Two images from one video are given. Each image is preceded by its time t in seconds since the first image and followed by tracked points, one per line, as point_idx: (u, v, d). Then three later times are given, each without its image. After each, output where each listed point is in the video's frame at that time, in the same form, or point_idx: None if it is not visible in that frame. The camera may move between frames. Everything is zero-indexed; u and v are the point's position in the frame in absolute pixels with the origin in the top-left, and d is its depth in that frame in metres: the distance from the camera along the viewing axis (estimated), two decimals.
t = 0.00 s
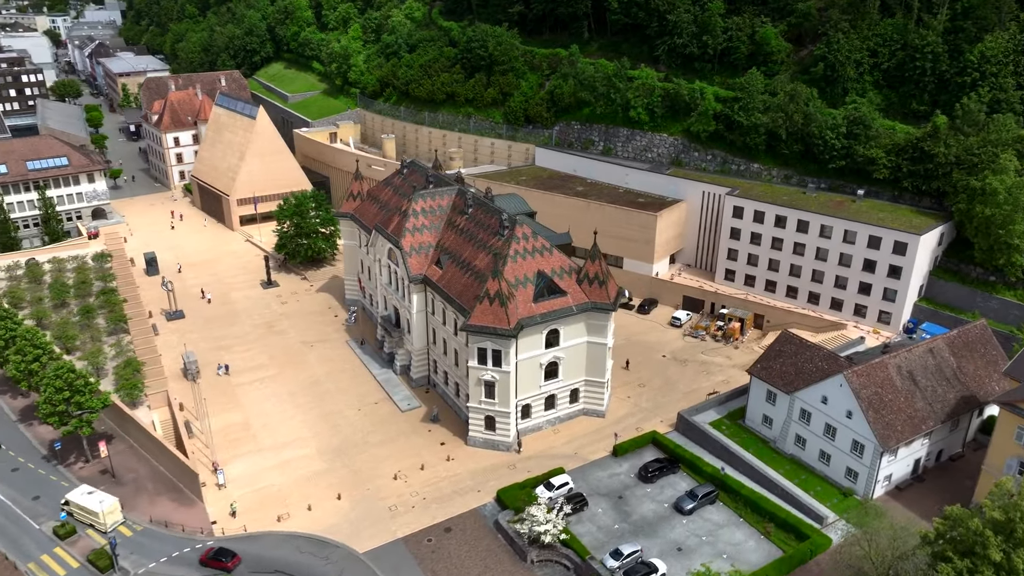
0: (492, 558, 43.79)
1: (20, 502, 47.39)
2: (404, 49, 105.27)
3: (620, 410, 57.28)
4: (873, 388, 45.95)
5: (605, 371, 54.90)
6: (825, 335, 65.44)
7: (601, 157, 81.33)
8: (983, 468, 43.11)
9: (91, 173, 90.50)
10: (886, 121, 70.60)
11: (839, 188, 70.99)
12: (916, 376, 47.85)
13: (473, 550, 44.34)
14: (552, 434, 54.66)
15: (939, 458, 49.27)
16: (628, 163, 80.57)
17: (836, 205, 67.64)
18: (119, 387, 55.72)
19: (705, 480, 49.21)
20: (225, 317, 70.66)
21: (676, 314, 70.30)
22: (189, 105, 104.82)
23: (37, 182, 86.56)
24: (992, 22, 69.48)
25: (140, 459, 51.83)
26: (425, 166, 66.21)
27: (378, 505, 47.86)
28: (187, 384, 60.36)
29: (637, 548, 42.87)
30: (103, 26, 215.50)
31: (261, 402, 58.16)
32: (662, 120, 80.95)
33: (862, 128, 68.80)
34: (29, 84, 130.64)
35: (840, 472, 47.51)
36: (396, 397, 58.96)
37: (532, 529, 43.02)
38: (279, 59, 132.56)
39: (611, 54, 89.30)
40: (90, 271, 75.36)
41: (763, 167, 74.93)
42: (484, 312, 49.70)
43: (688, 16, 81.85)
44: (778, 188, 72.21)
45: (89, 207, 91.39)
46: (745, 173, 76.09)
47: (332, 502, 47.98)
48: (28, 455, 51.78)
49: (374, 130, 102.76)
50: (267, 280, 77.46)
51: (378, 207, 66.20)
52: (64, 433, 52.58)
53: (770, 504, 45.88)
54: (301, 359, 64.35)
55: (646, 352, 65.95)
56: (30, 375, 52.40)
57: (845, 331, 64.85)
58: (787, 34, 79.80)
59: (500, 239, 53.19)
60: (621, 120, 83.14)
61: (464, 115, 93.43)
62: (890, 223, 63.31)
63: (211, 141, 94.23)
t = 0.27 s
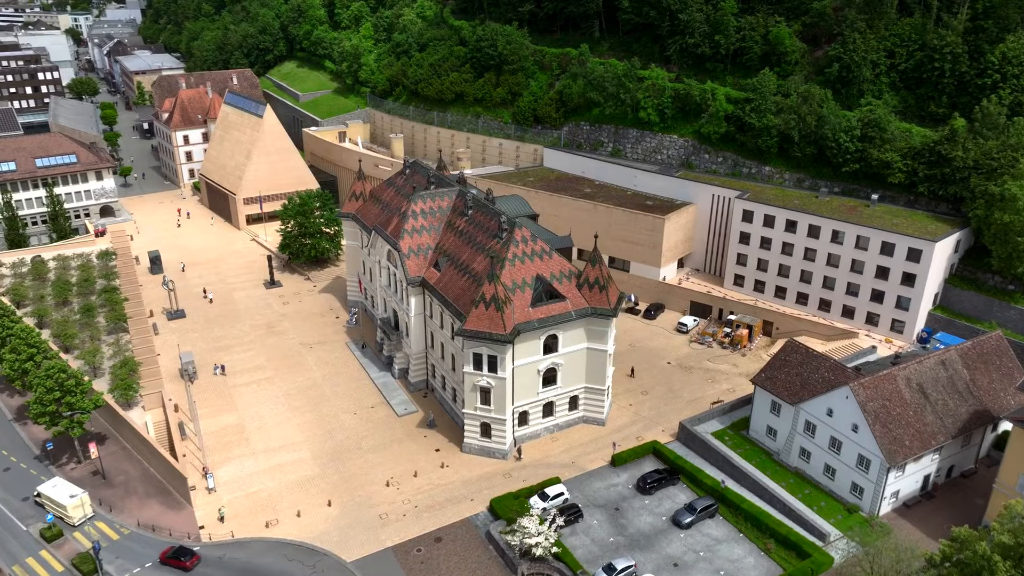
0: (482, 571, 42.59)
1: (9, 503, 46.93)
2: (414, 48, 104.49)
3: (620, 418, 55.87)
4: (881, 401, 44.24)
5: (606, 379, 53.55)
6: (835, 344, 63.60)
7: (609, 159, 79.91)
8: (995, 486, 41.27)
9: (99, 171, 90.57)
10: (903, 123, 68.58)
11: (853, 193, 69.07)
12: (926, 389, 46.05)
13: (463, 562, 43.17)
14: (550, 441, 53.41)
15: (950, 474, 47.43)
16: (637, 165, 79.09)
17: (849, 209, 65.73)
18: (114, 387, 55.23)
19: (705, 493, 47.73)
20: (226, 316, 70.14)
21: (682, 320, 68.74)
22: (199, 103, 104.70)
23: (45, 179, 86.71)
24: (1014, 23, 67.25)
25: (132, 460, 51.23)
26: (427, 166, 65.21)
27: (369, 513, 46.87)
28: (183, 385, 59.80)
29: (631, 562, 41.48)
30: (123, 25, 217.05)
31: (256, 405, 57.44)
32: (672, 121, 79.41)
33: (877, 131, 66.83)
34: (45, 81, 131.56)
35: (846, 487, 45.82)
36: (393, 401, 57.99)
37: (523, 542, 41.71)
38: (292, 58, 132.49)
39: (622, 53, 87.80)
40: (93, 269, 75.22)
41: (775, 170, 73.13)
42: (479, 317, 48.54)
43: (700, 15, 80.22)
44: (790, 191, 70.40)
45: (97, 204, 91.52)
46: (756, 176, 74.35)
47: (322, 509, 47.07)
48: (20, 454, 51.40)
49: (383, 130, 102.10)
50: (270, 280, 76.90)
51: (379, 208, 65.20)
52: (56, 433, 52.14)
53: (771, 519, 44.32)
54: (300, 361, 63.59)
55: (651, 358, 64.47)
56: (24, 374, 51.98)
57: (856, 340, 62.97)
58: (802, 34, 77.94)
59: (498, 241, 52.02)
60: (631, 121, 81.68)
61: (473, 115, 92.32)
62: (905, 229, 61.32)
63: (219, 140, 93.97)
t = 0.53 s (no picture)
0: None
1: None
2: (418, 48, 103.51)
3: (615, 427, 54.54)
4: (881, 414, 42.70)
5: (600, 387, 52.25)
6: (839, 352, 61.96)
7: (612, 161, 78.55)
8: (999, 505, 39.67)
9: (100, 170, 90.30)
10: (911, 126, 66.80)
11: (859, 196, 67.37)
12: (929, 401, 44.44)
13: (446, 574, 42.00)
14: (542, 450, 52.14)
15: (954, 490, 45.79)
16: (639, 167, 77.68)
17: (854, 214, 64.06)
18: (101, 390, 54.54)
19: (699, 506, 46.35)
20: (220, 318, 69.44)
21: (683, 326, 67.29)
22: (202, 102, 104.21)
23: (45, 178, 86.47)
24: None
25: (117, 465, 50.48)
26: (423, 168, 64.18)
27: (353, 522, 45.81)
28: (173, 388, 59.07)
29: None
30: (135, 24, 217.88)
31: (245, 409, 56.59)
32: (676, 123, 77.92)
33: (884, 134, 65.08)
34: (52, 80, 131.93)
35: (844, 502, 44.30)
36: (384, 407, 56.96)
37: (508, 555, 40.42)
38: (298, 57, 132.09)
39: (627, 53, 86.32)
40: (89, 269, 74.83)
41: (780, 173, 71.56)
42: (469, 322, 47.38)
43: (706, 15, 78.72)
44: (794, 195, 68.76)
45: (98, 204, 91.30)
46: (761, 179, 72.76)
47: (306, 517, 46.09)
48: (5, 458, 50.84)
49: (385, 130, 101.23)
50: (267, 281, 76.15)
51: (374, 209, 64.14)
52: (41, 437, 51.50)
53: (766, 534, 42.88)
54: (291, 364, 62.73)
55: (649, 365, 63.06)
56: (9, 376, 51.36)
57: (861, 348, 61.31)
58: (809, 34, 76.25)
59: (490, 245, 50.87)
60: (634, 123, 80.30)
61: (475, 116, 91.23)
62: (911, 235, 59.60)
63: (220, 139, 93.44)
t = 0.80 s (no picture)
0: None
1: None
2: (420, 47, 102.61)
3: (609, 434, 53.42)
4: (879, 425, 41.40)
5: (593, 394, 51.15)
6: (841, 359, 60.56)
7: (612, 162, 77.43)
8: (1000, 521, 38.36)
9: (98, 169, 89.95)
10: (918, 128, 65.29)
11: (864, 200, 65.94)
12: (930, 412, 43.09)
13: None
14: (534, 457, 51.07)
15: (955, 503, 44.44)
16: (640, 169, 76.53)
17: (858, 218, 62.64)
18: (89, 393, 53.89)
19: (692, 517, 45.17)
20: (214, 320, 68.80)
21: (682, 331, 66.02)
22: (202, 101, 103.72)
23: (43, 177, 86.15)
24: None
25: (102, 469, 49.75)
26: (418, 169, 63.29)
27: (338, 530, 44.90)
28: (163, 391, 58.37)
29: None
30: (143, 24, 218.35)
31: (234, 413, 55.84)
32: (678, 124, 76.65)
33: (889, 135, 63.57)
34: (57, 79, 132.02)
35: (841, 515, 42.99)
36: (375, 412, 56.04)
37: (493, 567, 39.12)
38: (301, 56, 131.68)
39: (629, 53, 85.07)
40: (84, 270, 74.39)
41: (783, 175, 70.21)
42: (458, 327, 46.35)
43: (709, 14, 77.44)
44: (797, 198, 67.38)
45: (96, 203, 90.97)
46: (764, 182, 71.42)
47: (290, 525, 45.23)
48: None
49: (386, 130, 100.43)
50: (262, 283, 75.45)
51: (368, 210, 63.23)
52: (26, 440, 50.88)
53: (759, 548, 41.62)
54: (283, 367, 61.95)
55: (646, 371, 61.88)
56: None
57: (863, 355, 59.90)
58: (814, 34, 74.80)
59: (482, 248, 49.89)
60: (635, 123, 79.11)
61: (476, 116, 90.29)
62: (916, 240, 58.16)
63: (219, 139, 92.88)
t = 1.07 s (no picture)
0: None
1: None
2: (422, 46, 101.62)
3: (602, 443, 52.14)
4: (878, 439, 39.89)
5: (585, 402, 49.89)
6: (843, 367, 58.99)
7: (613, 164, 76.12)
8: (1003, 541, 36.84)
9: (97, 168, 89.61)
10: (925, 130, 63.58)
11: (869, 204, 64.33)
12: (932, 425, 41.52)
13: None
14: (523, 466, 49.88)
15: (957, 519, 42.88)
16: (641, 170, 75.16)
17: (862, 222, 61.02)
18: (74, 395, 53.11)
19: (683, 531, 43.82)
20: (206, 322, 68.05)
21: (680, 337, 64.58)
22: (203, 100, 103.22)
23: (41, 176, 85.82)
24: None
25: (84, 474, 48.86)
26: (412, 170, 62.22)
27: (320, 540, 43.88)
28: (151, 394, 57.60)
29: None
30: (152, 23, 218.67)
31: (221, 417, 54.97)
32: (680, 125, 75.19)
33: (895, 138, 61.89)
34: (62, 78, 132.13)
35: (838, 531, 41.51)
36: (364, 417, 54.98)
37: None
38: (306, 56, 131.27)
39: (632, 53, 83.65)
40: (79, 270, 73.89)
41: (787, 178, 68.68)
42: (444, 332, 45.19)
43: (712, 13, 75.97)
44: (801, 201, 65.80)
45: (95, 202, 90.58)
46: (767, 184, 69.92)
47: (272, 533, 44.25)
48: None
49: (387, 130, 99.54)
50: (257, 284, 74.65)
51: (361, 211, 62.22)
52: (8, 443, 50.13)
53: (751, 564, 40.22)
54: (274, 370, 61.06)
55: (643, 378, 60.53)
56: None
57: (866, 364, 58.31)
58: (820, 33, 73.16)
59: (471, 252, 48.74)
60: (636, 124, 77.73)
61: (476, 116, 89.23)
62: (921, 245, 56.50)
63: (218, 138, 92.26)
